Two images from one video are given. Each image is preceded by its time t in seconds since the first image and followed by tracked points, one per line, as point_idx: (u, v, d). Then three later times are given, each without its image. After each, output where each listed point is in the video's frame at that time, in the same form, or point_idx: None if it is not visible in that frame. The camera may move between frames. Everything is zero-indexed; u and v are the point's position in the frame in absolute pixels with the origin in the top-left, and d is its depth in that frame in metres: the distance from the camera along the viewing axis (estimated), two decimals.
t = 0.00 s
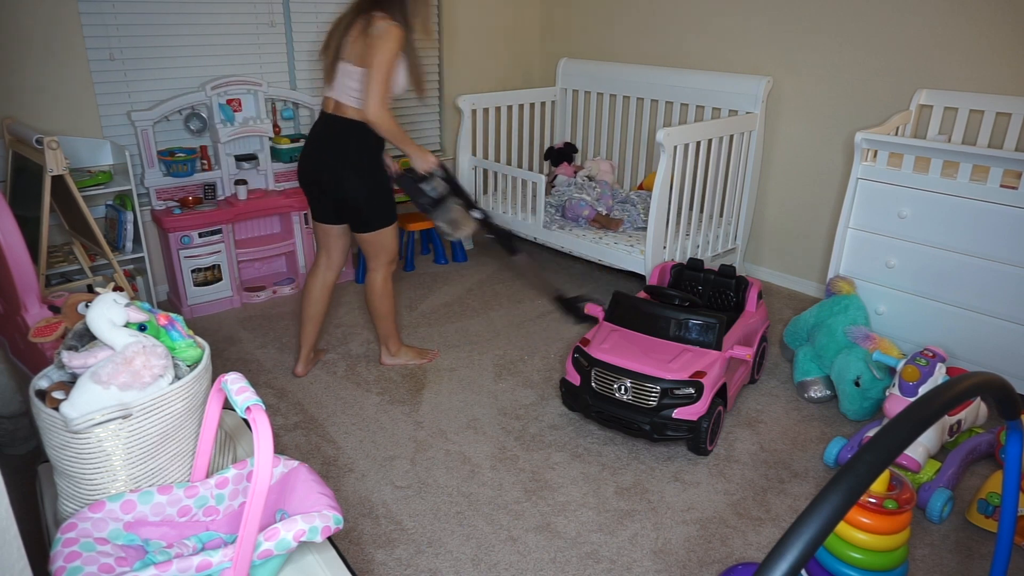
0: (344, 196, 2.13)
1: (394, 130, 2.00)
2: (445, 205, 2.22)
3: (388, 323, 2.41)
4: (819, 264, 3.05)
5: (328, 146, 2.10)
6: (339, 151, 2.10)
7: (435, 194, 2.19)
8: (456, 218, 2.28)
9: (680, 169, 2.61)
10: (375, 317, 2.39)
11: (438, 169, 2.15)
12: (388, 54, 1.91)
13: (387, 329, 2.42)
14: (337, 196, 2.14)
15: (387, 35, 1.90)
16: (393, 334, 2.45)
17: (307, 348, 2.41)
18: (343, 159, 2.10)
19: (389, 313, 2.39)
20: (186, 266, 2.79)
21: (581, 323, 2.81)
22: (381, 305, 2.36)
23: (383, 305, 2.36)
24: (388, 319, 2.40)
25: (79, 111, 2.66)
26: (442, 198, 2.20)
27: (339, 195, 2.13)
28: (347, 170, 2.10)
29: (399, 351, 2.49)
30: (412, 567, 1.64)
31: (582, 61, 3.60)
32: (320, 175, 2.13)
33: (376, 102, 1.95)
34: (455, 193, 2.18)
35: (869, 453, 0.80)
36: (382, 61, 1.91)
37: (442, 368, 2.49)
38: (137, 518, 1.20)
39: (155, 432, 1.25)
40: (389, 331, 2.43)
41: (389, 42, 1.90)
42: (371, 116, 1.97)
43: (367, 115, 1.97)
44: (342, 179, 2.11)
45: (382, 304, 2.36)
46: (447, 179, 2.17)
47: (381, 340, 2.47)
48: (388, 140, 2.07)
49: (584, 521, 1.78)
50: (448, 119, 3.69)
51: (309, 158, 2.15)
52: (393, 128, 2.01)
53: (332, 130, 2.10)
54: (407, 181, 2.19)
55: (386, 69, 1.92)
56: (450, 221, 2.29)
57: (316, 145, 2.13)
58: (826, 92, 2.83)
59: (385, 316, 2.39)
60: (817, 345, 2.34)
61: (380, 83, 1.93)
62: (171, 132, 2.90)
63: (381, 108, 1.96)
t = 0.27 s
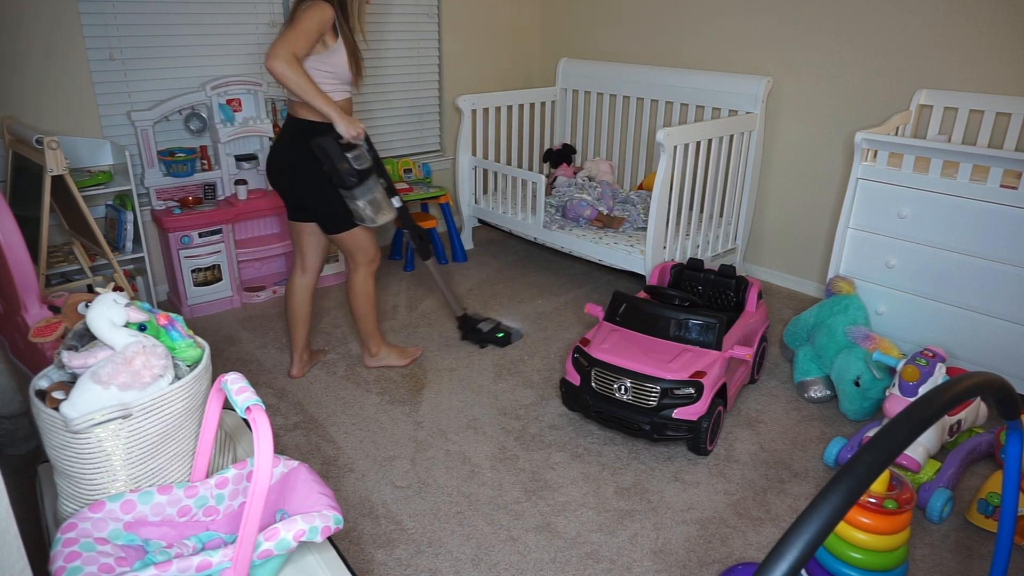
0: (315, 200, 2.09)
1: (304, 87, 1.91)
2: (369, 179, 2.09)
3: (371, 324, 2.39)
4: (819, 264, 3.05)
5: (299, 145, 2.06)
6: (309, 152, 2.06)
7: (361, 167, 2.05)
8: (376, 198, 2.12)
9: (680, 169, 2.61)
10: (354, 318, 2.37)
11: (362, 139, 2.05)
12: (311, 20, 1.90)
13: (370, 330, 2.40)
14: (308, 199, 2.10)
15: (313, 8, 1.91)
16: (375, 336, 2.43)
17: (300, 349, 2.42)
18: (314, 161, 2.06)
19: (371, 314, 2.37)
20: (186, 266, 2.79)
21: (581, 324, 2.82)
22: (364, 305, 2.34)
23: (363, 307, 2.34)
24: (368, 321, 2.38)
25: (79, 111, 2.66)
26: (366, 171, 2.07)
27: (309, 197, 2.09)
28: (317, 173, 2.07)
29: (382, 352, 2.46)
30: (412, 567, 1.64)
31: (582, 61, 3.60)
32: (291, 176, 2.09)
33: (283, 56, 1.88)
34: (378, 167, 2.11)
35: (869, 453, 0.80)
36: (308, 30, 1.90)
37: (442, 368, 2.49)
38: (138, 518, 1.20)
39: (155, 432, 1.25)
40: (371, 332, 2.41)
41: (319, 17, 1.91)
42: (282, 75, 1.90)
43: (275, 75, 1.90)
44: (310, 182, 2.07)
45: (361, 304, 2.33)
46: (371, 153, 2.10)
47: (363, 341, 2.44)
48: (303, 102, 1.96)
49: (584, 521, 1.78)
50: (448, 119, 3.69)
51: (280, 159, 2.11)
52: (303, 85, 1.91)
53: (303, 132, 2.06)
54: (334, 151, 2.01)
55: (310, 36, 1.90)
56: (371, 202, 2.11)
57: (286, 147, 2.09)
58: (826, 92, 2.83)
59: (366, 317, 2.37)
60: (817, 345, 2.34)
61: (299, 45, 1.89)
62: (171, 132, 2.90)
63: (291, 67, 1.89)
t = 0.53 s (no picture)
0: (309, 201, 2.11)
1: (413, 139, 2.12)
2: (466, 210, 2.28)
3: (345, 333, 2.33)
4: (819, 264, 3.05)
5: (300, 145, 2.08)
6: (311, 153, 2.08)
7: (456, 202, 2.25)
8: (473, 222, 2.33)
9: (680, 169, 2.61)
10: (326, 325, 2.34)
11: (452, 179, 2.20)
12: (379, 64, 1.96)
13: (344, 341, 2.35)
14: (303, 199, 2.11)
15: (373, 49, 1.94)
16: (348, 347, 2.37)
17: (293, 337, 2.45)
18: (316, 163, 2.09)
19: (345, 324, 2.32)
20: (186, 266, 2.79)
21: (581, 323, 2.82)
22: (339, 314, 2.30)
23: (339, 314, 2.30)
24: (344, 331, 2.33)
25: (79, 111, 2.65)
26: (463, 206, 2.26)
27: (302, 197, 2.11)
28: (316, 174, 2.10)
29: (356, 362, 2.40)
30: (411, 567, 1.64)
31: (582, 61, 3.60)
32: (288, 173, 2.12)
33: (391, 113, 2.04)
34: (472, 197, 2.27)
35: (869, 453, 0.80)
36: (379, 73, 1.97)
37: (442, 368, 2.49)
38: (137, 518, 1.20)
39: (155, 432, 1.25)
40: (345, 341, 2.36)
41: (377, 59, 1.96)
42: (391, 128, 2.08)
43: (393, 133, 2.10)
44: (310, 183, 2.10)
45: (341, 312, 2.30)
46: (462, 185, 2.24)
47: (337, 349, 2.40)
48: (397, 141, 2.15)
49: (584, 521, 1.78)
50: (448, 119, 3.69)
51: (278, 157, 2.14)
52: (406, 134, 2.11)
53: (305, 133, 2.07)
54: (429, 195, 2.21)
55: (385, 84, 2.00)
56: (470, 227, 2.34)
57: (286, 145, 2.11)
58: (826, 92, 2.83)
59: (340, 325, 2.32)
60: (817, 345, 2.34)
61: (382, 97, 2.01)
62: (171, 132, 2.90)
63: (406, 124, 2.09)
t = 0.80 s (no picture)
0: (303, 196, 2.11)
1: (320, 113, 1.98)
2: (384, 186, 1.91)
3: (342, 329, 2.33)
4: (819, 264, 3.05)
5: (294, 140, 2.08)
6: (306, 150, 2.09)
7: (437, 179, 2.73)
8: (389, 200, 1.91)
9: (680, 169, 2.61)
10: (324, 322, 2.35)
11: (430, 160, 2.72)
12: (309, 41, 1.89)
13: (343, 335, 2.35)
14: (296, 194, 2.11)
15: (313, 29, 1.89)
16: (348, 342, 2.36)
17: (288, 323, 2.58)
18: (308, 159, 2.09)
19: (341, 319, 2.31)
20: (186, 266, 2.79)
21: (581, 323, 2.82)
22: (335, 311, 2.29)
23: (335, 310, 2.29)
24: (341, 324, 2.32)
25: (79, 111, 2.65)
26: (380, 178, 1.92)
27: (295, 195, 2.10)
28: (310, 171, 2.10)
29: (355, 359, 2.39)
30: (412, 567, 1.64)
31: (582, 61, 3.60)
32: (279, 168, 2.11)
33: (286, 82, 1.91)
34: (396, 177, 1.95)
35: (869, 453, 0.80)
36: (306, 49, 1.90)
37: (442, 368, 2.49)
38: (138, 518, 1.20)
39: (155, 432, 1.25)
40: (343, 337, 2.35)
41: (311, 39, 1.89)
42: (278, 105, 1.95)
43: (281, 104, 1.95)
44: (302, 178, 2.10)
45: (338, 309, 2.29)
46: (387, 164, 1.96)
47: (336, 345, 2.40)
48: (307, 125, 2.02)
49: (584, 521, 1.78)
50: (448, 119, 3.69)
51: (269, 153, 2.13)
52: (313, 111, 1.97)
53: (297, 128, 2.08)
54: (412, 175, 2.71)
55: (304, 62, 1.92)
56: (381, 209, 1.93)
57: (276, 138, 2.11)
58: (826, 92, 2.83)
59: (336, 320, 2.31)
60: (817, 345, 2.34)
61: (297, 70, 1.91)
62: (171, 132, 2.90)
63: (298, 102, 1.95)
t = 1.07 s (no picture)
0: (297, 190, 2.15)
1: (233, 94, 2.01)
2: (289, 173, 1.96)
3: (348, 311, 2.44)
4: (819, 264, 3.05)
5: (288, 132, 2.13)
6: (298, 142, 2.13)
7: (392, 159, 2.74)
8: (290, 194, 2.00)
9: (679, 169, 2.61)
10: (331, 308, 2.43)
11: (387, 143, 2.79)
12: (258, 29, 2.00)
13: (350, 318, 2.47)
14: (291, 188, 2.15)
15: (269, 21, 2.00)
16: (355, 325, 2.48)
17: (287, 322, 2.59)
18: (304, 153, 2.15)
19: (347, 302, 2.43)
20: (186, 266, 2.79)
21: (581, 323, 2.82)
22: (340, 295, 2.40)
23: (340, 294, 2.40)
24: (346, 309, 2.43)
25: (79, 111, 2.65)
26: (278, 169, 1.95)
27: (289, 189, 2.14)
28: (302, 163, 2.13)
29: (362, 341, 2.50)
30: (412, 567, 1.64)
31: (583, 61, 3.59)
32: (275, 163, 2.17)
33: (209, 58, 1.98)
34: (296, 167, 1.95)
35: (868, 453, 0.80)
36: (257, 35, 2.00)
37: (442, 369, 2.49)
38: (138, 518, 1.20)
39: (155, 432, 1.25)
40: (350, 320, 2.46)
41: (265, 29, 2.01)
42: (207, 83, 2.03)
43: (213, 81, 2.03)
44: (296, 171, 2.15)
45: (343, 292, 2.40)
46: (288, 149, 1.95)
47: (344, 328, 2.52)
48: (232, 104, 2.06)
49: (584, 521, 1.78)
50: (448, 119, 3.69)
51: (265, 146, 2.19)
52: (227, 89, 2.02)
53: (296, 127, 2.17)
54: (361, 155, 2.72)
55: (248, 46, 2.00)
56: (285, 196, 2.01)
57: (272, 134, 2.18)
58: (826, 92, 2.83)
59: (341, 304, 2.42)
60: (817, 345, 2.34)
61: (237, 50, 2.00)
62: (171, 132, 2.90)
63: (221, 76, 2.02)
